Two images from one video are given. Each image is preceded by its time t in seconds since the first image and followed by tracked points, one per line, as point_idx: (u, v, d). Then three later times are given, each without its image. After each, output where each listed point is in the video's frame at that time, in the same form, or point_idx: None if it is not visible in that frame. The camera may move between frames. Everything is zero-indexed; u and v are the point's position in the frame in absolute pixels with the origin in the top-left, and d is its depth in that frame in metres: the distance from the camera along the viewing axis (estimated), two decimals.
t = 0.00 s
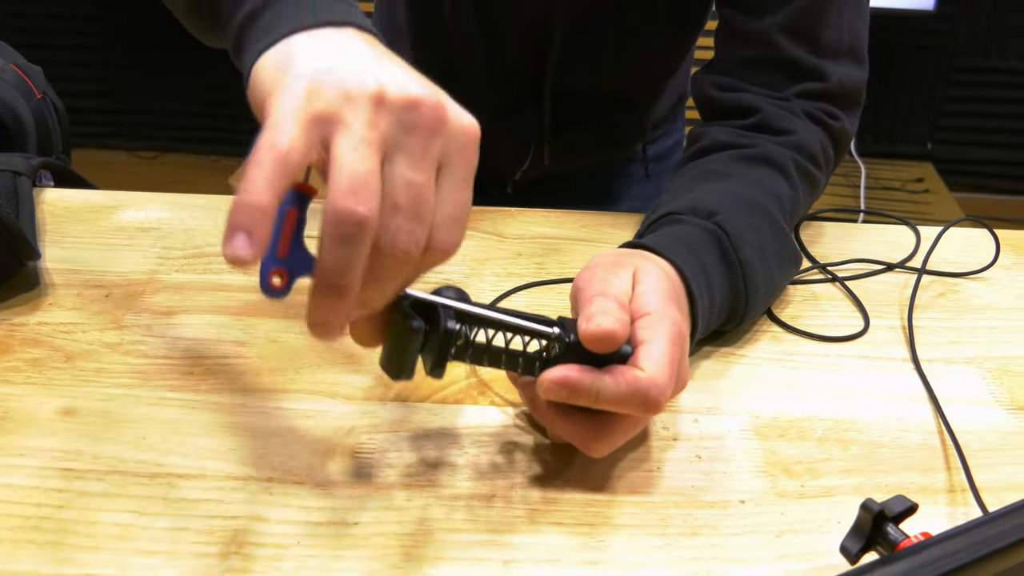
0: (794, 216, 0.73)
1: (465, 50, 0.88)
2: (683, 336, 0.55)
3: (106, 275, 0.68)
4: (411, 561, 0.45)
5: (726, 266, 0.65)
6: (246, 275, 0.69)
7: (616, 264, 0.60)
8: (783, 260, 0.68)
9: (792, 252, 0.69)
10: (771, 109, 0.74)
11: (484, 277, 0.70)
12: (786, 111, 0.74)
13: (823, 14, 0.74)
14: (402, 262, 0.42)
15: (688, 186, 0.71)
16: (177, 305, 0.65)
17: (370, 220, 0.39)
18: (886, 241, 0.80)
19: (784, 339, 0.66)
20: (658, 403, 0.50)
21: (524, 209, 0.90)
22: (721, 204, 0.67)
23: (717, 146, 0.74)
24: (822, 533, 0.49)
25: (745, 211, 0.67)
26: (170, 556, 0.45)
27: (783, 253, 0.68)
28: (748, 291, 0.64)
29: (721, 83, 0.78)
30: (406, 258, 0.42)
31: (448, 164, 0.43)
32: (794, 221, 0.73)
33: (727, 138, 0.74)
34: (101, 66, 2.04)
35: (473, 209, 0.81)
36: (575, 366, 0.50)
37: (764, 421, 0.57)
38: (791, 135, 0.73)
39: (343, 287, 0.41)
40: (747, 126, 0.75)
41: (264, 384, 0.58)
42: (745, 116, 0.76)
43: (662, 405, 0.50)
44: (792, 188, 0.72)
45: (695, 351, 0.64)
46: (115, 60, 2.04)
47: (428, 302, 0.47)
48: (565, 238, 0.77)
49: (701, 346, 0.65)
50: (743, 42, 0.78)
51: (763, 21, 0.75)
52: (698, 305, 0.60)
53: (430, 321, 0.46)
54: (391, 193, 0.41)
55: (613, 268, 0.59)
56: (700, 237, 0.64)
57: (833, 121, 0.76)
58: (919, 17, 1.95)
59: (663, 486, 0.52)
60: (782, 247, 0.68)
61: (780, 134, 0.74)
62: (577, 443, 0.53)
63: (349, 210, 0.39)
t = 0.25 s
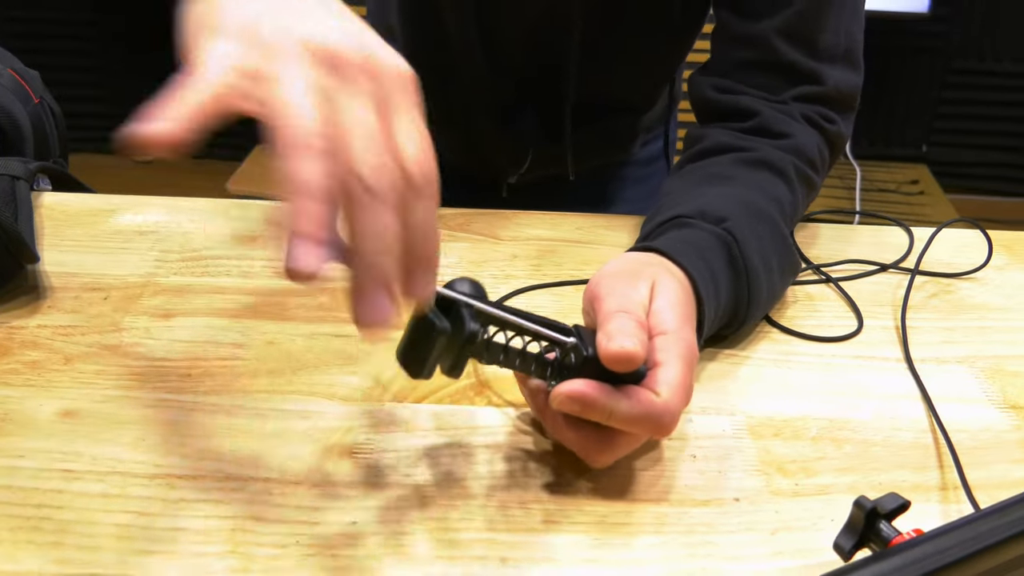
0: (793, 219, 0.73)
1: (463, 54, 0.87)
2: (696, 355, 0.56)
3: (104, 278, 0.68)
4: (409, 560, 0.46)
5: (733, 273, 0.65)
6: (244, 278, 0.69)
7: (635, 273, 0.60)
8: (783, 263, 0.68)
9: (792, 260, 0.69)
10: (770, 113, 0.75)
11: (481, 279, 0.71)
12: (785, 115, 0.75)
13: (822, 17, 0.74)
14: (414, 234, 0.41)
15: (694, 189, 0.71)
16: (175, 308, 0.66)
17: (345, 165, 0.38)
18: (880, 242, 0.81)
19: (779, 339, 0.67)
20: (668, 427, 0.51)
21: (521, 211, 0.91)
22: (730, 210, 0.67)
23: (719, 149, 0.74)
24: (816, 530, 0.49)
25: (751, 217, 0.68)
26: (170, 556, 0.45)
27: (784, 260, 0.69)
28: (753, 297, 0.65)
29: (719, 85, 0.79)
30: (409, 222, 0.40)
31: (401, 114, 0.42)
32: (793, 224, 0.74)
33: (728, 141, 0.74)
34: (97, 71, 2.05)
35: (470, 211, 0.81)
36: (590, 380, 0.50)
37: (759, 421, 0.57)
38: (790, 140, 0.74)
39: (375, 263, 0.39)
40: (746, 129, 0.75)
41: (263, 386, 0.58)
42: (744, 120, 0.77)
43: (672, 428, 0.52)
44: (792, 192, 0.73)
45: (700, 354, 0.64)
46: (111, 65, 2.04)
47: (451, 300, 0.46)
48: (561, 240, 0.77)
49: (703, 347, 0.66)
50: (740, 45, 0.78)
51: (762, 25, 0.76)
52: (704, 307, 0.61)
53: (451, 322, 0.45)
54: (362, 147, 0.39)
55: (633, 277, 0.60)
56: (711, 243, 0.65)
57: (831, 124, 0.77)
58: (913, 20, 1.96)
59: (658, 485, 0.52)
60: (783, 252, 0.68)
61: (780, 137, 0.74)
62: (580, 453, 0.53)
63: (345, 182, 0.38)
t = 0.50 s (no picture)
0: (792, 212, 0.73)
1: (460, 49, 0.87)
2: (696, 350, 0.56)
3: (104, 270, 0.68)
4: (408, 548, 0.46)
5: (734, 267, 0.65)
6: (244, 270, 0.70)
7: (638, 265, 0.60)
8: (782, 256, 0.68)
9: (792, 253, 0.69)
10: (770, 105, 0.75)
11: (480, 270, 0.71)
12: (784, 107, 0.75)
13: (820, 9, 0.74)
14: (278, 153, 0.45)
15: (695, 181, 0.71)
16: (175, 299, 0.66)
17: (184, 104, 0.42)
18: (878, 232, 0.81)
19: (778, 329, 0.67)
20: (665, 420, 0.51)
21: (520, 204, 0.91)
22: (731, 203, 0.67)
23: (719, 141, 0.75)
24: (813, 518, 0.49)
25: (751, 210, 0.68)
26: (171, 544, 0.45)
27: (785, 253, 0.69)
28: (753, 290, 0.65)
29: (717, 78, 0.79)
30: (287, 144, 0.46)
31: (243, 51, 0.45)
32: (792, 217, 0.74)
33: (727, 132, 0.75)
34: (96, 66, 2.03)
35: (469, 203, 0.81)
36: (589, 370, 0.50)
37: (757, 410, 0.58)
38: (789, 132, 0.74)
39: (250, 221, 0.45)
40: (746, 121, 0.75)
41: (262, 376, 0.58)
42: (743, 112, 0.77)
43: (668, 421, 0.52)
44: (791, 185, 0.73)
45: (701, 343, 0.65)
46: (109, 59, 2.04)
47: (455, 283, 0.47)
48: (560, 231, 0.77)
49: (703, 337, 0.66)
50: (737, 38, 0.78)
51: (760, 16, 0.75)
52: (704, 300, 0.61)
53: (454, 305, 0.46)
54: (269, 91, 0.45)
55: (635, 268, 0.60)
56: (713, 236, 0.65)
57: (828, 117, 0.77)
58: (912, 13, 1.95)
59: (656, 473, 0.52)
60: (783, 245, 0.68)
61: (779, 130, 0.74)
62: (578, 443, 0.53)
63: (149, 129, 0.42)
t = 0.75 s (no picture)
0: (794, 215, 0.73)
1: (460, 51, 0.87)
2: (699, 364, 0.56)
3: (104, 269, 0.68)
4: (407, 548, 0.46)
5: (740, 272, 0.65)
6: (244, 270, 0.70)
7: (647, 272, 0.60)
8: (785, 260, 0.68)
9: (795, 257, 0.69)
10: (773, 107, 0.75)
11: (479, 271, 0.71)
12: (785, 110, 0.75)
13: (819, 11, 0.74)
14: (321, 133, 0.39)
15: (699, 184, 0.71)
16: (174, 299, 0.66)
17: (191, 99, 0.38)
18: (878, 233, 0.81)
19: (778, 331, 0.67)
20: (661, 434, 0.52)
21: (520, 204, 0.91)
22: (736, 207, 0.67)
23: (722, 143, 0.75)
24: (812, 519, 0.49)
25: (755, 215, 0.68)
26: (169, 543, 0.46)
27: (788, 256, 0.69)
28: (757, 294, 0.65)
29: (719, 80, 0.79)
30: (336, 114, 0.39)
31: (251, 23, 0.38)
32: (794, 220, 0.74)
33: (729, 135, 0.74)
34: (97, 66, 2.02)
35: (469, 203, 0.81)
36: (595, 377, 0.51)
37: (756, 410, 0.58)
38: (792, 134, 0.74)
39: (269, 217, 0.38)
40: (749, 123, 0.75)
41: (262, 376, 0.58)
42: (745, 113, 0.77)
43: (665, 435, 0.52)
44: (793, 189, 0.73)
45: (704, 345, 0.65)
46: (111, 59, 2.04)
47: (473, 273, 0.47)
48: (560, 232, 0.77)
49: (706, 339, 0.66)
50: (738, 40, 0.78)
51: (760, 18, 0.76)
52: (708, 304, 0.61)
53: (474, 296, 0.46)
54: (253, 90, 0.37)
55: (646, 277, 0.59)
56: (719, 241, 0.65)
57: (830, 119, 0.77)
58: (913, 15, 1.95)
59: (655, 473, 0.52)
60: (786, 249, 0.68)
61: (781, 132, 0.74)
62: (570, 444, 0.53)
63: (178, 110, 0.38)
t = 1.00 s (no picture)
0: (800, 218, 0.73)
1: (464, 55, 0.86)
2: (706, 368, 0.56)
3: (110, 273, 0.69)
4: (413, 553, 0.46)
5: (746, 275, 0.65)
6: (250, 274, 0.70)
7: (654, 277, 0.60)
8: (791, 263, 0.68)
9: (802, 261, 0.69)
10: (779, 110, 0.75)
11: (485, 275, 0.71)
12: (792, 113, 0.75)
13: (826, 15, 0.74)
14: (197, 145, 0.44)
15: (705, 187, 0.71)
16: (180, 303, 0.66)
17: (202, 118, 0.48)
18: (885, 236, 0.81)
19: (785, 334, 0.66)
20: (667, 439, 0.51)
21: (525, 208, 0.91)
22: (743, 211, 0.67)
23: (729, 146, 0.74)
24: (819, 524, 0.49)
25: (762, 218, 0.68)
26: (175, 548, 0.46)
27: (795, 260, 0.69)
28: (763, 298, 0.65)
29: (725, 83, 0.78)
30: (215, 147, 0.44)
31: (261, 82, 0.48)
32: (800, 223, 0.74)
33: (736, 138, 0.74)
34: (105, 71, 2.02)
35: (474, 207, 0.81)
36: (601, 381, 0.50)
37: (763, 414, 0.57)
38: (798, 137, 0.74)
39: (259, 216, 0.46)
40: (756, 126, 0.75)
41: (268, 380, 0.58)
42: (751, 117, 0.76)
43: (671, 440, 0.52)
44: (800, 192, 0.74)
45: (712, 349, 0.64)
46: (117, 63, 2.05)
47: (477, 279, 0.47)
48: (566, 235, 0.77)
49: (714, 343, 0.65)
50: (744, 43, 0.77)
51: (767, 21, 0.75)
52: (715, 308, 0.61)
53: (479, 301, 0.46)
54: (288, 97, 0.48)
55: (651, 282, 0.59)
56: (726, 245, 0.65)
57: (836, 122, 0.77)
58: (920, 17, 1.95)
59: (661, 478, 0.52)
60: (793, 252, 0.68)
61: (788, 135, 0.74)
62: (577, 449, 0.53)
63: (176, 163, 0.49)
